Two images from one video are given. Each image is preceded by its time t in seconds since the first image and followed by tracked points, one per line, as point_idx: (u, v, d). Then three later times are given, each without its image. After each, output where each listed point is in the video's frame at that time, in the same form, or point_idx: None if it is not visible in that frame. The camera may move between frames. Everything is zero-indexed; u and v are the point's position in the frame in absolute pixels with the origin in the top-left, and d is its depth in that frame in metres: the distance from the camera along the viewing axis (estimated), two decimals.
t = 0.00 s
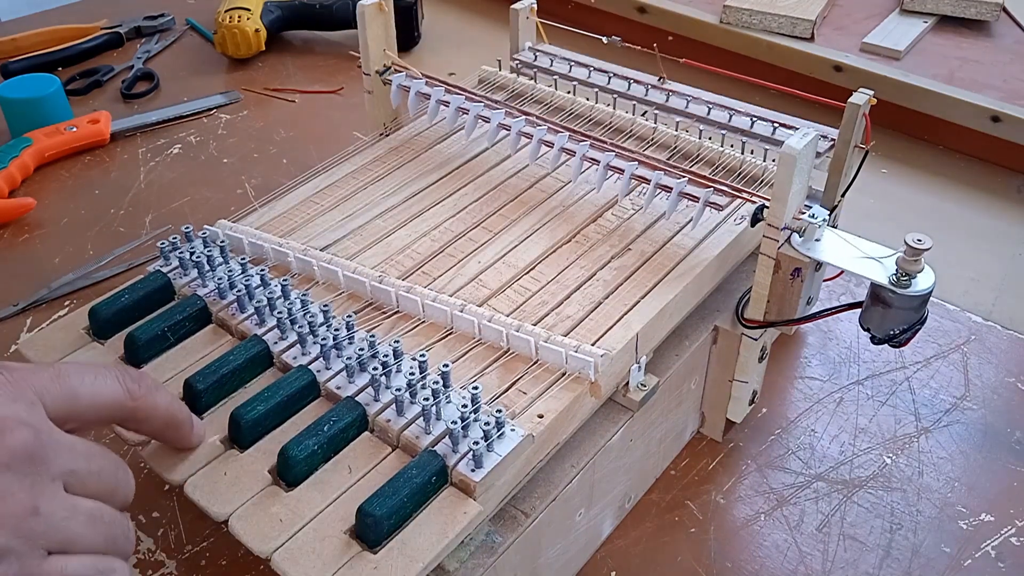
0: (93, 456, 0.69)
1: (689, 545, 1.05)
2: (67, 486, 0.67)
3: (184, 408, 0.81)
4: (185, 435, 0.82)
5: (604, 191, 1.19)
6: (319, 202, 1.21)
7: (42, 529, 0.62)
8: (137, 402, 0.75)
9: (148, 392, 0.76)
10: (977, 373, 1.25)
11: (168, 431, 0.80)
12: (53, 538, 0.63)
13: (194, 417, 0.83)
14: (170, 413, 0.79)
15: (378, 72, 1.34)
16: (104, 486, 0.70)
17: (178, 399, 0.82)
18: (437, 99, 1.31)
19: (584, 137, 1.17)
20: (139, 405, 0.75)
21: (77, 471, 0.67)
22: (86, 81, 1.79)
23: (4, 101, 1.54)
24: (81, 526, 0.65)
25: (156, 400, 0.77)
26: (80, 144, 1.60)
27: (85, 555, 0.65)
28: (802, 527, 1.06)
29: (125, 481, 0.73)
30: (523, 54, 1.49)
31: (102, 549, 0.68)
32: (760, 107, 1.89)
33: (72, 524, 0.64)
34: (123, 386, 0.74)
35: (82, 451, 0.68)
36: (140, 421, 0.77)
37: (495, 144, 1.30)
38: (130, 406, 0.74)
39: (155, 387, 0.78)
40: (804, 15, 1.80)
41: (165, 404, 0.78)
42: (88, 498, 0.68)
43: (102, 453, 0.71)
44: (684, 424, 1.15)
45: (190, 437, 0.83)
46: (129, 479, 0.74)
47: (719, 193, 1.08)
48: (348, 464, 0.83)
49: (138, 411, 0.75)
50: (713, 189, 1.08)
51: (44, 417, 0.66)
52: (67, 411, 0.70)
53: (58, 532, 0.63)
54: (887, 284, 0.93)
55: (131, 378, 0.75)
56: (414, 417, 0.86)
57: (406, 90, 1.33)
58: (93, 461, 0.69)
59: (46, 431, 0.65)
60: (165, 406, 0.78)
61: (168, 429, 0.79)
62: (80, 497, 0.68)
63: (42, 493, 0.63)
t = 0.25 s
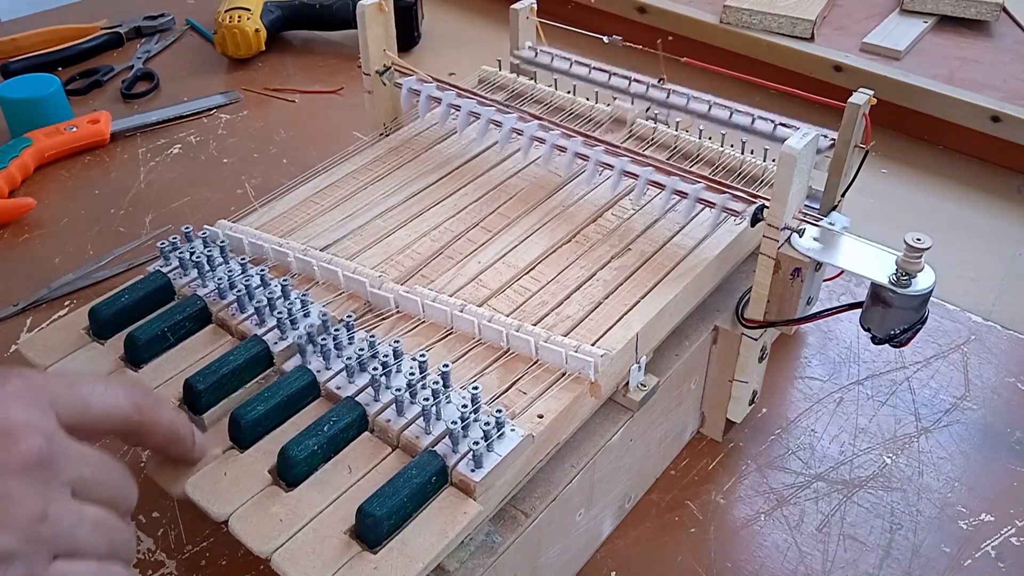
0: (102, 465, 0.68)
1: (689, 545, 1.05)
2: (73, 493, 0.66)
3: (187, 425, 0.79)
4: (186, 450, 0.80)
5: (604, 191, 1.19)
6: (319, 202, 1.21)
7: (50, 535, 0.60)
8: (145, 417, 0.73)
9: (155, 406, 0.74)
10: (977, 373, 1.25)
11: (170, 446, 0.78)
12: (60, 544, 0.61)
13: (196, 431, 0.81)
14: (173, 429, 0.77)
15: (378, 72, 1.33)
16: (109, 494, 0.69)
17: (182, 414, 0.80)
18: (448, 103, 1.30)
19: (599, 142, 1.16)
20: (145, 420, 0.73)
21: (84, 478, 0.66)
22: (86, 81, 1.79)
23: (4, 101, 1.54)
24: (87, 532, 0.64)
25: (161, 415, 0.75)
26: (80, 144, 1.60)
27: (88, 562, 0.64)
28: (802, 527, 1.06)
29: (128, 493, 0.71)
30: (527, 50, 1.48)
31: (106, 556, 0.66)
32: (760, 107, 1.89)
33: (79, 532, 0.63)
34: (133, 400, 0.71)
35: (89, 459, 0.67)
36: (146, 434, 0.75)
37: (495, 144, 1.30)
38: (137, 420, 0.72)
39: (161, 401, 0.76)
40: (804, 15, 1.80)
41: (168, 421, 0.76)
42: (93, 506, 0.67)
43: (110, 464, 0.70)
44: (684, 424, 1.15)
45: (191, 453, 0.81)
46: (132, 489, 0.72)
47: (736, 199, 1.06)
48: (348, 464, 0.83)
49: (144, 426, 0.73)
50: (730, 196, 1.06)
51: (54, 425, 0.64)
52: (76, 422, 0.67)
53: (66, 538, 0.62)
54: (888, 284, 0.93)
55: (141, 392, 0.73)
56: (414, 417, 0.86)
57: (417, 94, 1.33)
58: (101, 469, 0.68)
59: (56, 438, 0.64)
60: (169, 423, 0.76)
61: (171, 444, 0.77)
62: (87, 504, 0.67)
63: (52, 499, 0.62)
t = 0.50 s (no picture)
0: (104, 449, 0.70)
1: (689, 545, 1.05)
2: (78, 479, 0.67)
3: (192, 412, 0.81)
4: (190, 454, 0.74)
5: (603, 191, 1.20)
6: (319, 202, 1.21)
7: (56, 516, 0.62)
8: (141, 420, 0.68)
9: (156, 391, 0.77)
10: (977, 374, 1.25)
11: (172, 450, 0.71)
12: (62, 554, 0.56)
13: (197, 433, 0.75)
14: (174, 432, 0.71)
15: (378, 72, 1.34)
16: (112, 500, 0.64)
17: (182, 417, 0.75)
18: (438, 99, 1.31)
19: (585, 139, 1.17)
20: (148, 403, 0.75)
21: (86, 485, 0.61)
22: (86, 81, 1.79)
23: (4, 100, 1.54)
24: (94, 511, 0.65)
25: (160, 419, 0.69)
26: (80, 144, 1.60)
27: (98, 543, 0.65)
28: (803, 527, 1.06)
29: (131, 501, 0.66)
30: (522, 54, 1.49)
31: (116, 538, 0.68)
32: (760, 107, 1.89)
33: (82, 540, 0.58)
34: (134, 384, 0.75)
35: (92, 467, 0.62)
36: (143, 442, 0.69)
37: (495, 144, 1.30)
38: (137, 424, 0.67)
39: (158, 406, 0.70)
40: (804, 15, 1.80)
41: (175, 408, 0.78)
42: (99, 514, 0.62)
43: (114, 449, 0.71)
44: (684, 424, 1.15)
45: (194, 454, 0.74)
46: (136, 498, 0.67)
47: (719, 193, 1.08)
48: (348, 464, 0.83)
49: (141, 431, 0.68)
50: (713, 189, 1.08)
51: (54, 431, 0.61)
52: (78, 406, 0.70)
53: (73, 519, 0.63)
54: (888, 284, 0.93)
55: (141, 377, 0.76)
56: (414, 417, 0.86)
57: (406, 90, 1.33)
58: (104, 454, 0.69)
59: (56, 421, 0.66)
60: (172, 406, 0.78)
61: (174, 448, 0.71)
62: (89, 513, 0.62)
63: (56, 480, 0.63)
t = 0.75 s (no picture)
0: (87, 467, 0.70)
1: (690, 545, 1.05)
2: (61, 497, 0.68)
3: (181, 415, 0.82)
4: (184, 440, 0.82)
5: (603, 190, 1.20)
6: (320, 202, 1.21)
7: (36, 540, 0.62)
8: (134, 411, 0.76)
9: (145, 400, 0.77)
10: (977, 374, 1.25)
11: (167, 437, 0.80)
12: (47, 549, 0.63)
13: (194, 422, 0.84)
14: (167, 421, 0.80)
15: (378, 72, 1.33)
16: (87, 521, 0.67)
17: (176, 406, 0.83)
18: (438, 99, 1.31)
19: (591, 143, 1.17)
20: (136, 414, 0.76)
21: (71, 481, 0.69)
22: (86, 81, 1.79)
23: (4, 100, 1.54)
24: (75, 537, 0.66)
25: (152, 409, 0.78)
26: (80, 144, 1.60)
27: (76, 565, 0.66)
28: (803, 527, 1.06)
29: (119, 493, 0.74)
30: (522, 54, 1.49)
31: (95, 558, 0.68)
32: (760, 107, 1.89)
33: (66, 535, 0.65)
34: (121, 396, 0.75)
35: (77, 462, 0.70)
36: (138, 431, 0.78)
37: (495, 144, 1.30)
38: (127, 415, 0.75)
39: (151, 395, 0.78)
40: (804, 15, 1.80)
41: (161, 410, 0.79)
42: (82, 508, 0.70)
43: (97, 466, 0.72)
44: (684, 424, 1.15)
45: (190, 442, 0.83)
46: (123, 490, 0.75)
47: (725, 196, 1.08)
48: (348, 464, 0.83)
49: (134, 421, 0.76)
50: (720, 193, 1.08)
51: (40, 428, 0.67)
52: (65, 421, 0.70)
53: (52, 543, 0.64)
54: (888, 284, 0.93)
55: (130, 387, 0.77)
56: (414, 417, 0.86)
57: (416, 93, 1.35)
58: (88, 473, 0.70)
59: (40, 440, 0.66)
60: (162, 415, 0.79)
61: (167, 436, 0.80)
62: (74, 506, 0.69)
63: (37, 503, 0.64)
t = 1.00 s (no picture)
0: (95, 467, 0.71)
1: (689, 545, 1.05)
2: (69, 498, 0.69)
3: (188, 412, 0.82)
4: (189, 438, 0.83)
5: (603, 190, 1.19)
6: (320, 202, 1.21)
7: (42, 544, 0.64)
8: (140, 407, 0.77)
9: (150, 398, 0.78)
10: (977, 374, 1.25)
11: (173, 436, 0.81)
12: (52, 553, 0.65)
13: (197, 419, 0.84)
14: (173, 418, 0.80)
15: (378, 72, 1.34)
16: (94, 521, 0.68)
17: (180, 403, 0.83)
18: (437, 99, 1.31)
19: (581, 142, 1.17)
20: (142, 411, 0.77)
21: (78, 483, 0.69)
22: (86, 81, 1.79)
23: (4, 101, 1.54)
24: (82, 539, 0.67)
25: (158, 406, 0.79)
26: (80, 144, 1.60)
27: (83, 567, 0.67)
28: (803, 527, 1.06)
29: (127, 493, 0.75)
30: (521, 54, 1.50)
31: (102, 560, 0.69)
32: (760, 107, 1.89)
33: (72, 538, 0.66)
34: (126, 392, 0.76)
35: (84, 463, 0.70)
36: (144, 428, 0.79)
37: (495, 144, 1.30)
38: (133, 411, 0.76)
39: (157, 392, 0.80)
40: (804, 15, 1.80)
41: (166, 408, 0.80)
42: (91, 509, 0.71)
43: (104, 464, 0.72)
44: (684, 424, 1.15)
45: (194, 440, 0.83)
46: (131, 490, 0.76)
47: (720, 193, 1.07)
48: (348, 465, 0.83)
49: (141, 418, 0.77)
50: (713, 189, 1.07)
51: (46, 428, 0.68)
52: (71, 419, 0.72)
53: (59, 546, 0.65)
54: (887, 284, 0.93)
55: (134, 384, 0.78)
56: (414, 417, 0.86)
57: (406, 90, 1.33)
58: (95, 473, 0.71)
59: (45, 441, 0.67)
60: (168, 412, 0.80)
61: (173, 433, 0.81)
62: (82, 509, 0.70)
63: (43, 506, 0.65)
